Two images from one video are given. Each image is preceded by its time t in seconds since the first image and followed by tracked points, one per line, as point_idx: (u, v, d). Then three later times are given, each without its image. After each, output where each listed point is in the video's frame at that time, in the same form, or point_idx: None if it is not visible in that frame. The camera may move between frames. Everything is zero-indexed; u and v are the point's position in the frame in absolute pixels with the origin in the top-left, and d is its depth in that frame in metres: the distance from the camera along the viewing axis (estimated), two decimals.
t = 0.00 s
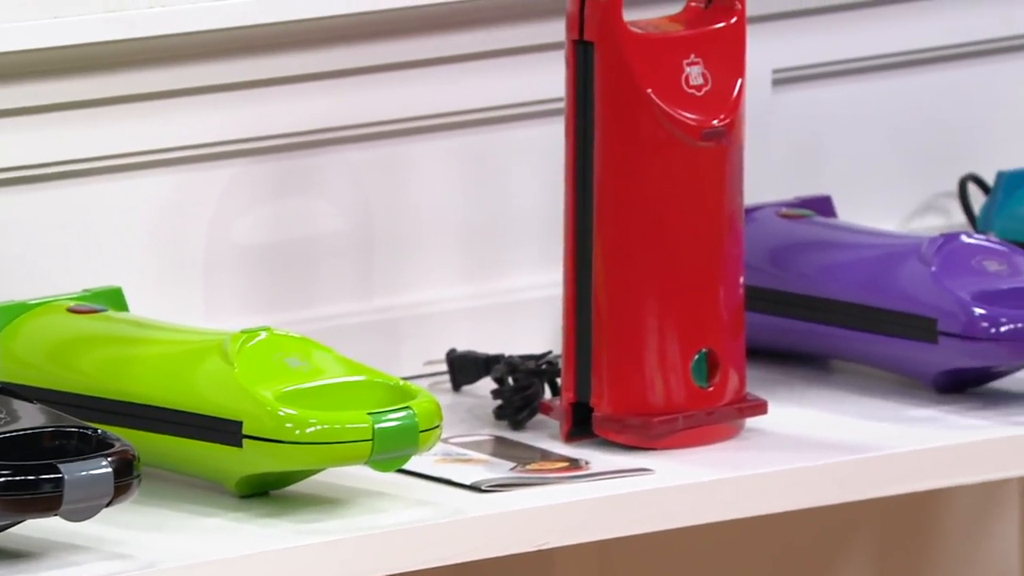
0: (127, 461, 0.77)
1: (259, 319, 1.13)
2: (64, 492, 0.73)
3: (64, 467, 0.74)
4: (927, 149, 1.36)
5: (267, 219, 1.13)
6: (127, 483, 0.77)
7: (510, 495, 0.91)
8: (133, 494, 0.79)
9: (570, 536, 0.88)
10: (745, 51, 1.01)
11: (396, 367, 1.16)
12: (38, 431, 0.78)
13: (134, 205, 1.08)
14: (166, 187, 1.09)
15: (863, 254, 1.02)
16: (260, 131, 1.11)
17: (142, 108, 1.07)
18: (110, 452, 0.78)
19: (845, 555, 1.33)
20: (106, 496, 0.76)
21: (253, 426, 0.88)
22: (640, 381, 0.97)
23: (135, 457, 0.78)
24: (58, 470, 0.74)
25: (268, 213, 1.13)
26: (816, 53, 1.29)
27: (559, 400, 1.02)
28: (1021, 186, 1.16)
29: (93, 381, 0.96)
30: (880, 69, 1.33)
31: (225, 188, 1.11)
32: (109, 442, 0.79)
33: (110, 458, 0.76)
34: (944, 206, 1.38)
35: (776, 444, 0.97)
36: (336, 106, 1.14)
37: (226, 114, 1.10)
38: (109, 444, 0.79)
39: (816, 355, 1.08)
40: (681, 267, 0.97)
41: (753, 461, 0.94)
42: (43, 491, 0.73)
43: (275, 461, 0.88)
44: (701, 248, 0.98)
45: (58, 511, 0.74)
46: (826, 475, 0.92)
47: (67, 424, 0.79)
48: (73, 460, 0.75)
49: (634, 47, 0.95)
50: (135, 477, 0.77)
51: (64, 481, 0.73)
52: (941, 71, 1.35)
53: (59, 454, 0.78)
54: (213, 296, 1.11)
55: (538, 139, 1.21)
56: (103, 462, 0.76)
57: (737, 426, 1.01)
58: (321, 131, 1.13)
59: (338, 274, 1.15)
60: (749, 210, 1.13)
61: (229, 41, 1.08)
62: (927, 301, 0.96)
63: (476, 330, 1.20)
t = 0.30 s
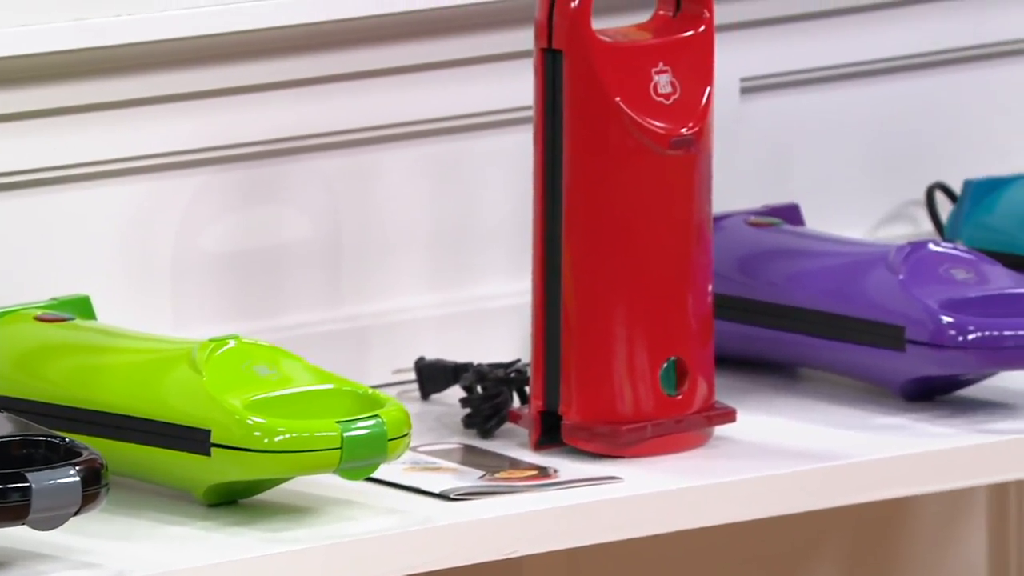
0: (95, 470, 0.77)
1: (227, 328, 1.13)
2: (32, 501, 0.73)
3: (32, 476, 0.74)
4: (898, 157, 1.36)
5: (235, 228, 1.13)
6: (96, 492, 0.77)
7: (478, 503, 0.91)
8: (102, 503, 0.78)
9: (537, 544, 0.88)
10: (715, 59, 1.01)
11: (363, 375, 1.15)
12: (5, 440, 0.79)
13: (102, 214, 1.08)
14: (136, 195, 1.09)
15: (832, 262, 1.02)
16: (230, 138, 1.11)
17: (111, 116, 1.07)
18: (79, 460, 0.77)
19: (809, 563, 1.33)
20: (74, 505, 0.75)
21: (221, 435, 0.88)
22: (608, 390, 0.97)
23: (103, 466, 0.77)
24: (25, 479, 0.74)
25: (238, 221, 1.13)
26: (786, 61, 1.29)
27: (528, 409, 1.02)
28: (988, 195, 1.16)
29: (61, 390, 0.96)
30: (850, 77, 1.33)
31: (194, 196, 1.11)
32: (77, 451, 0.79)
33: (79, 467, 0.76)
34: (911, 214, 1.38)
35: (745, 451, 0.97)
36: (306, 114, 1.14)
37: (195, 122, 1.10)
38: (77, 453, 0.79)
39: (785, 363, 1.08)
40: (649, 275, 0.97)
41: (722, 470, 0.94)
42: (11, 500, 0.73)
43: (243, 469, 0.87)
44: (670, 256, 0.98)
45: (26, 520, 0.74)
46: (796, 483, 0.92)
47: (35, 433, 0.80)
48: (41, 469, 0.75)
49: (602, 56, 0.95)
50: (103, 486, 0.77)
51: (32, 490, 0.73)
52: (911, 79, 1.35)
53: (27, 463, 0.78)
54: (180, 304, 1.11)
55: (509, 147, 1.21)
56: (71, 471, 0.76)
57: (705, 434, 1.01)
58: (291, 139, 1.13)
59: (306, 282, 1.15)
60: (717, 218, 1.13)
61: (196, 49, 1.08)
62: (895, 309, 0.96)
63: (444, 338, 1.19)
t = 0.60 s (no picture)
0: (62, 480, 0.76)
1: (196, 336, 1.12)
2: None
3: None
4: (874, 165, 1.36)
5: (204, 235, 1.12)
6: (63, 502, 0.76)
7: (448, 513, 0.90)
8: (69, 513, 0.77)
9: (508, 555, 0.87)
10: (687, 65, 1.00)
11: (333, 384, 1.14)
12: None
13: (69, 221, 1.07)
14: (104, 203, 1.08)
15: (807, 270, 1.01)
16: (200, 145, 1.10)
17: (78, 123, 1.06)
18: (45, 471, 0.76)
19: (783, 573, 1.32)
20: (41, 515, 0.75)
21: (190, 444, 0.87)
22: (581, 399, 0.96)
23: (70, 476, 0.77)
24: None
25: (207, 228, 1.12)
26: (762, 67, 1.29)
27: (501, 418, 1.01)
28: (963, 203, 1.15)
29: (27, 400, 0.96)
30: (826, 84, 1.33)
31: (162, 203, 1.10)
32: (44, 461, 0.78)
33: (45, 477, 0.75)
34: (886, 222, 1.37)
35: (719, 461, 0.97)
36: (277, 120, 1.13)
37: (164, 128, 1.09)
38: (44, 463, 0.78)
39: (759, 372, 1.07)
40: (622, 283, 0.96)
41: (696, 479, 0.93)
42: None
43: (212, 479, 0.86)
44: (643, 264, 0.97)
45: None
46: (771, 493, 0.91)
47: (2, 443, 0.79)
48: (7, 479, 0.74)
49: (574, 62, 0.95)
50: (70, 497, 0.76)
51: None
52: (887, 85, 1.35)
53: None
54: (148, 313, 1.10)
55: (482, 153, 1.20)
56: (38, 481, 0.75)
57: (678, 443, 1.00)
58: (262, 145, 1.12)
59: (276, 290, 1.14)
60: (690, 225, 1.12)
61: (163, 55, 1.07)
62: (869, 318, 0.95)
63: (416, 346, 1.18)
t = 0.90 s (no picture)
0: (28, 485, 0.76)
1: (163, 340, 1.12)
2: None
3: None
4: (846, 168, 1.36)
5: (171, 239, 1.12)
6: (29, 507, 0.76)
7: (415, 517, 0.90)
8: (35, 519, 0.78)
9: (475, 559, 0.86)
10: (656, 69, 1.00)
11: (301, 389, 1.14)
12: None
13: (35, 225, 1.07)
14: (71, 207, 1.08)
15: (775, 274, 1.01)
16: (169, 149, 1.10)
17: (45, 127, 1.06)
18: (12, 475, 0.77)
19: None
20: (7, 519, 0.75)
21: (158, 449, 0.86)
22: (549, 403, 0.96)
23: (37, 481, 0.77)
24: None
25: (175, 232, 1.11)
26: (734, 71, 1.29)
27: (468, 422, 1.01)
28: (930, 207, 1.16)
29: None
30: (798, 88, 1.33)
31: (129, 207, 1.10)
32: (11, 466, 0.79)
33: (12, 482, 0.76)
34: (853, 226, 1.37)
35: (687, 465, 0.96)
36: (248, 123, 1.13)
37: (134, 132, 1.09)
38: (10, 468, 0.78)
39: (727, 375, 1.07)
40: (590, 287, 0.96)
41: (665, 483, 0.93)
42: None
43: (180, 484, 0.86)
44: (611, 267, 0.97)
45: None
46: (739, 497, 0.91)
47: None
48: None
49: (542, 66, 0.95)
50: (37, 501, 0.77)
51: None
52: (860, 89, 1.35)
53: None
54: (116, 317, 1.10)
55: (453, 156, 1.20)
56: (5, 486, 0.75)
57: (646, 447, 1.00)
58: (231, 149, 1.12)
59: (243, 294, 1.14)
60: (658, 229, 1.12)
61: (130, 59, 1.07)
62: (837, 321, 0.95)
63: (384, 350, 1.18)
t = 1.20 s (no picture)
0: (12, 486, 0.77)
1: (146, 342, 1.13)
2: None
3: None
4: (825, 171, 1.37)
5: (154, 242, 1.12)
6: (13, 508, 0.77)
7: (396, 518, 0.91)
8: (19, 519, 0.79)
9: (454, 559, 0.87)
10: (635, 73, 1.01)
11: (283, 390, 1.15)
12: None
13: (18, 228, 1.08)
14: (53, 210, 1.09)
15: (753, 276, 1.02)
16: (153, 152, 1.11)
17: (27, 131, 1.07)
18: None
19: None
20: None
21: (141, 450, 0.87)
22: (529, 405, 0.97)
23: (21, 481, 0.78)
24: None
25: (157, 234, 1.12)
26: (714, 75, 1.31)
27: (449, 423, 1.01)
28: (906, 210, 1.17)
29: None
30: (777, 91, 1.34)
31: (113, 210, 1.10)
32: None
33: None
34: (830, 229, 1.38)
35: (666, 465, 0.97)
36: (232, 127, 1.13)
37: (117, 136, 1.10)
38: None
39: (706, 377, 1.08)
40: (570, 289, 0.97)
41: (643, 483, 0.94)
42: None
43: (163, 485, 0.87)
44: (590, 270, 0.98)
45: None
46: (717, 498, 0.92)
47: None
48: None
49: (523, 71, 0.96)
50: (21, 502, 0.78)
51: None
52: (840, 92, 1.36)
53: None
54: (98, 319, 1.11)
55: (435, 159, 1.21)
56: None
57: (626, 448, 1.00)
58: (213, 152, 1.13)
59: (226, 297, 1.15)
60: (637, 232, 1.13)
61: (113, 63, 1.08)
62: (814, 323, 0.96)
63: (365, 353, 1.19)
